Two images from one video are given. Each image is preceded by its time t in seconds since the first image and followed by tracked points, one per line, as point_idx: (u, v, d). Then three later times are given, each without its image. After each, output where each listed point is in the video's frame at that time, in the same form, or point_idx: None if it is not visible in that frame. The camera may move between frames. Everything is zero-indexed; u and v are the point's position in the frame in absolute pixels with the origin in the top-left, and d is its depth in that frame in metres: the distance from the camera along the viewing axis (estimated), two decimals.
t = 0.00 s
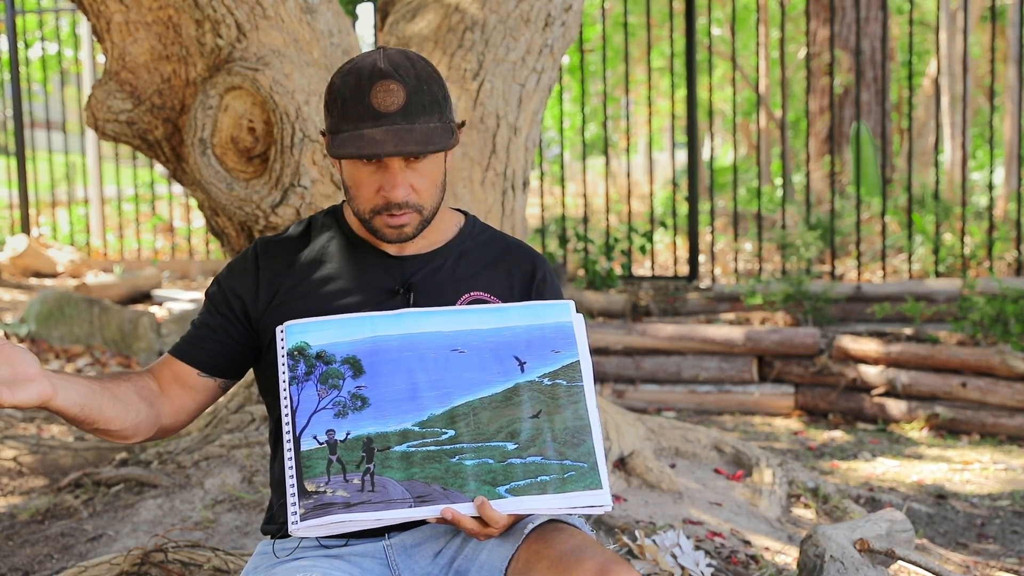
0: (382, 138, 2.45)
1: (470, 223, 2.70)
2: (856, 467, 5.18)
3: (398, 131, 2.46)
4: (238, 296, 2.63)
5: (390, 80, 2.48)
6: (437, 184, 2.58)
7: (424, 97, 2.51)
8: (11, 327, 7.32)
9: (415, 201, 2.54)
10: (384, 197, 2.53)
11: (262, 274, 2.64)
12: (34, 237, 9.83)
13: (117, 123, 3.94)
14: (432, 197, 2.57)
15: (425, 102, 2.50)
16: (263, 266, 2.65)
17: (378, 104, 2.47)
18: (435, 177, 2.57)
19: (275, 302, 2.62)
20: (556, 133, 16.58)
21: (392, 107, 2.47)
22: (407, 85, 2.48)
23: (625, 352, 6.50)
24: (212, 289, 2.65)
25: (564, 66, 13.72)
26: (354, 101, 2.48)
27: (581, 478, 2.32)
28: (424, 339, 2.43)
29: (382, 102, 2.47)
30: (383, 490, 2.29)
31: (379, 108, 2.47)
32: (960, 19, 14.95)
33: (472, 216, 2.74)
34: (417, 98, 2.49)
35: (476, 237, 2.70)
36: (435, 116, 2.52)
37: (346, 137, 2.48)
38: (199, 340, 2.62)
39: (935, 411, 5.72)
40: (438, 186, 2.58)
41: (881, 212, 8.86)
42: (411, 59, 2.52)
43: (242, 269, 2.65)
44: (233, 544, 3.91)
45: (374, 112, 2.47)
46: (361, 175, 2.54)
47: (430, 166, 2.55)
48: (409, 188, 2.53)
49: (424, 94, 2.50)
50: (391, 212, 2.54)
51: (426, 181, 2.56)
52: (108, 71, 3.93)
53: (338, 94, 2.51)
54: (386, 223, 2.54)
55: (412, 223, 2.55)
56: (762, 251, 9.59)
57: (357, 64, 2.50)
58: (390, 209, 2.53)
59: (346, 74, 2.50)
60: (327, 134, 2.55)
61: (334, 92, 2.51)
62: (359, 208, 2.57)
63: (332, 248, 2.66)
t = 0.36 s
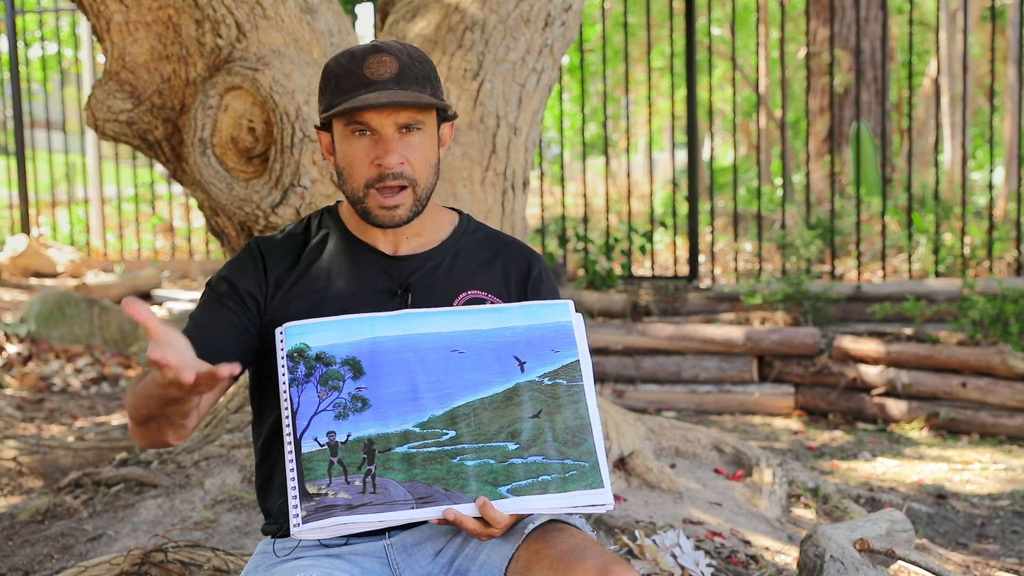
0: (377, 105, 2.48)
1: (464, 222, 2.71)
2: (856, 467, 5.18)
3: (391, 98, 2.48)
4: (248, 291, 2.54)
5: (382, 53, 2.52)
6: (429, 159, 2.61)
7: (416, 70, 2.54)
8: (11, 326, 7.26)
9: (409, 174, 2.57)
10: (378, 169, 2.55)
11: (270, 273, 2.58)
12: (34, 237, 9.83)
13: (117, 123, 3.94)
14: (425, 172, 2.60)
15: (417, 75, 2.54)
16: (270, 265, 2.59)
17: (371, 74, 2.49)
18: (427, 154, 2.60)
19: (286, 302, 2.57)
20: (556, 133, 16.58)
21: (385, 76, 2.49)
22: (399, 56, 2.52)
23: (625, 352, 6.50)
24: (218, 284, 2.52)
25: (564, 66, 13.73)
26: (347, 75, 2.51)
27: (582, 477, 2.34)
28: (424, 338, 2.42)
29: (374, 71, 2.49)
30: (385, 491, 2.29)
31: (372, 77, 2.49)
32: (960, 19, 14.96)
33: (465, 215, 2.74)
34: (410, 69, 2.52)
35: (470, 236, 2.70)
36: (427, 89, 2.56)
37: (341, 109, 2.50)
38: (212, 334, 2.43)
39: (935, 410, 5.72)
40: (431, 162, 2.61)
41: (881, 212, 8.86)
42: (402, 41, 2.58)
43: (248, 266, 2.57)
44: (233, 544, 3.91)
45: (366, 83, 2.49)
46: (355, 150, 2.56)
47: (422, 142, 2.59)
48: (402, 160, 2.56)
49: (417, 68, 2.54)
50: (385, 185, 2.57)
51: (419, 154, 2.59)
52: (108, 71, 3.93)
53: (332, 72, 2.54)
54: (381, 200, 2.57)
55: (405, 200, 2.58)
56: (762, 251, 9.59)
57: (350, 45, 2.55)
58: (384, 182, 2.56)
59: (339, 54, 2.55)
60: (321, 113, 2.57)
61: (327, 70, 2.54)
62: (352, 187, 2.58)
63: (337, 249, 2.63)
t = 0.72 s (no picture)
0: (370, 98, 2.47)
1: (458, 222, 2.71)
2: (856, 467, 5.18)
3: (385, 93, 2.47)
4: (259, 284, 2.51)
5: (378, 50, 2.53)
6: (423, 159, 2.59)
7: (411, 69, 2.54)
8: (11, 326, 7.27)
9: (402, 172, 2.55)
10: (370, 165, 2.53)
11: (278, 268, 2.56)
12: (34, 237, 9.83)
13: (117, 123, 3.94)
14: (419, 170, 2.58)
15: (412, 72, 2.53)
16: (276, 261, 2.57)
17: (365, 70, 2.49)
18: (421, 152, 2.58)
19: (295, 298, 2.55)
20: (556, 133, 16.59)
21: (379, 72, 2.49)
22: (395, 54, 2.52)
23: (625, 352, 6.51)
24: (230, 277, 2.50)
25: (564, 66, 13.74)
26: (342, 71, 2.52)
27: (586, 482, 2.35)
28: (426, 342, 2.41)
29: (369, 68, 2.50)
30: (390, 497, 2.30)
31: (366, 72, 2.49)
32: (961, 19, 14.96)
33: (460, 215, 2.74)
34: (405, 67, 2.52)
35: (464, 238, 2.70)
36: (422, 86, 2.55)
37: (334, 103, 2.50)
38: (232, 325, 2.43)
39: (935, 410, 5.72)
40: (424, 161, 2.60)
41: (881, 212, 8.86)
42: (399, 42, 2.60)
43: (256, 261, 2.55)
44: (233, 544, 3.91)
45: (361, 78, 2.49)
46: (348, 147, 2.55)
47: (416, 141, 2.58)
48: (395, 156, 2.54)
49: (412, 66, 2.54)
50: (377, 182, 2.54)
51: (412, 152, 2.57)
52: (108, 71, 3.94)
53: (327, 70, 2.55)
54: (373, 196, 2.55)
55: (397, 196, 2.56)
56: (763, 251, 9.59)
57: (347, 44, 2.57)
58: (376, 179, 2.54)
59: (336, 53, 2.56)
60: (315, 110, 2.57)
61: (322, 67, 2.55)
62: (343, 184, 2.56)
63: (343, 246, 2.61)
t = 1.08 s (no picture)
0: (374, 103, 2.47)
1: (459, 222, 2.71)
2: (856, 467, 5.18)
3: (389, 98, 2.47)
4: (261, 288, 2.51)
5: (381, 53, 2.52)
6: (425, 162, 2.59)
7: (414, 73, 2.53)
8: (11, 327, 7.28)
9: (404, 176, 2.55)
10: (372, 170, 2.53)
11: (281, 271, 2.56)
12: (34, 237, 9.83)
13: (117, 123, 3.94)
14: (421, 174, 2.59)
15: (416, 77, 2.53)
16: (279, 264, 2.56)
17: (368, 74, 2.48)
18: (423, 156, 2.58)
19: (298, 301, 2.56)
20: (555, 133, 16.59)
21: (383, 76, 2.48)
22: (398, 58, 2.51)
23: (625, 353, 6.51)
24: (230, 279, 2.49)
25: (564, 66, 13.74)
26: (345, 74, 2.51)
27: (592, 485, 2.36)
28: (430, 345, 2.40)
29: (372, 72, 2.49)
30: (396, 502, 2.30)
31: (369, 76, 2.48)
32: (960, 20, 14.97)
33: (460, 216, 2.74)
34: (408, 71, 2.51)
35: (465, 239, 2.70)
36: (426, 91, 2.55)
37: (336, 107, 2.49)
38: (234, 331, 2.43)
39: (935, 410, 5.72)
40: (427, 164, 2.60)
41: (881, 212, 8.87)
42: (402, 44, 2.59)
43: (259, 264, 2.53)
44: (233, 544, 3.91)
45: (364, 82, 2.48)
46: (350, 151, 2.55)
47: (418, 144, 2.58)
48: (397, 161, 2.54)
49: (416, 70, 2.54)
50: (379, 186, 2.54)
51: (415, 156, 2.57)
52: (108, 71, 3.94)
53: (329, 71, 2.53)
54: (374, 199, 2.55)
55: (399, 200, 2.56)
56: (762, 251, 9.60)
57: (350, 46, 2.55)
58: (378, 183, 2.54)
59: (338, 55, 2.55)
60: (317, 112, 2.56)
61: (325, 69, 2.54)
62: (344, 186, 2.56)
63: (343, 248, 2.61)
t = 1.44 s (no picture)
0: (378, 120, 2.45)
1: (460, 222, 2.71)
2: (856, 467, 5.18)
3: (393, 113, 2.45)
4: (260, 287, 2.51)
5: (384, 64, 2.47)
6: (429, 172, 2.59)
7: (417, 82, 2.51)
8: (11, 327, 7.28)
9: (408, 188, 2.55)
10: (376, 183, 2.53)
11: (280, 271, 2.56)
12: (34, 237, 9.83)
13: (117, 123, 3.94)
14: (425, 184, 2.58)
15: (419, 88, 2.49)
16: (279, 263, 2.57)
17: (372, 87, 2.45)
18: (427, 165, 2.57)
19: (297, 300, 2.56)
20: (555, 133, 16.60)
21: (387, 91, 2.46)
22: (402, 69, 2.48)
23: (625, 353, 6.51)
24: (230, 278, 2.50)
25: (564, 66, 13.75)
26: (348, 85, 2.47)
27: (589, 484, 2.35)
28: (428, 343, 2.40)
29: (376, 84, 2.46)
30: (392, 499, 2.30)
31: (373, 91, 2.45)
32: (960, 20, 14.97)
33: (460, 215, 2.74)
34: (412, 81, 2.49)
35: (466, 238, 2.70)
36: (429, 101, 2.51)
37: (340, 122, 2.47)
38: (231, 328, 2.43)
39: (935, 410, 5.72)
40: (430, 174, 2.59)
41: (881, 212, 8.87)
42: (403, 48, 2.54)
43: (259, 264, 2.54)
44: (233, 544, 3.91)
45: (367, 96, 2.46)
46: (353, 163, 2.54)
47: (422, 153, 2.56)
48: (402, 175, 2.54)
49: (418, 80, 2.50)
50: (382, 199, 2.54)
51: (418, 167, 2.56)
52: (108, 71, 3.94)
53: (332, 82, 2.50)
54: (377, 211, 2.55)
55: (402, 211, 2.56)
56: (763, 251, 9.60)
57: (352, 53, 2.50)
58: (382, 196, 2.54)
59: (341, 63, 2.50)
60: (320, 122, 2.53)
61: (327, 78, 2.50)
62: (348, 197, 2.56)
63: (343, 247, 2.61)
